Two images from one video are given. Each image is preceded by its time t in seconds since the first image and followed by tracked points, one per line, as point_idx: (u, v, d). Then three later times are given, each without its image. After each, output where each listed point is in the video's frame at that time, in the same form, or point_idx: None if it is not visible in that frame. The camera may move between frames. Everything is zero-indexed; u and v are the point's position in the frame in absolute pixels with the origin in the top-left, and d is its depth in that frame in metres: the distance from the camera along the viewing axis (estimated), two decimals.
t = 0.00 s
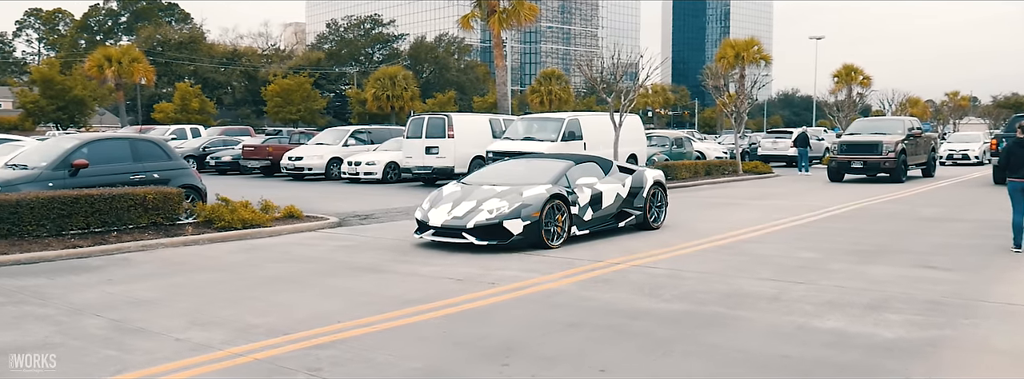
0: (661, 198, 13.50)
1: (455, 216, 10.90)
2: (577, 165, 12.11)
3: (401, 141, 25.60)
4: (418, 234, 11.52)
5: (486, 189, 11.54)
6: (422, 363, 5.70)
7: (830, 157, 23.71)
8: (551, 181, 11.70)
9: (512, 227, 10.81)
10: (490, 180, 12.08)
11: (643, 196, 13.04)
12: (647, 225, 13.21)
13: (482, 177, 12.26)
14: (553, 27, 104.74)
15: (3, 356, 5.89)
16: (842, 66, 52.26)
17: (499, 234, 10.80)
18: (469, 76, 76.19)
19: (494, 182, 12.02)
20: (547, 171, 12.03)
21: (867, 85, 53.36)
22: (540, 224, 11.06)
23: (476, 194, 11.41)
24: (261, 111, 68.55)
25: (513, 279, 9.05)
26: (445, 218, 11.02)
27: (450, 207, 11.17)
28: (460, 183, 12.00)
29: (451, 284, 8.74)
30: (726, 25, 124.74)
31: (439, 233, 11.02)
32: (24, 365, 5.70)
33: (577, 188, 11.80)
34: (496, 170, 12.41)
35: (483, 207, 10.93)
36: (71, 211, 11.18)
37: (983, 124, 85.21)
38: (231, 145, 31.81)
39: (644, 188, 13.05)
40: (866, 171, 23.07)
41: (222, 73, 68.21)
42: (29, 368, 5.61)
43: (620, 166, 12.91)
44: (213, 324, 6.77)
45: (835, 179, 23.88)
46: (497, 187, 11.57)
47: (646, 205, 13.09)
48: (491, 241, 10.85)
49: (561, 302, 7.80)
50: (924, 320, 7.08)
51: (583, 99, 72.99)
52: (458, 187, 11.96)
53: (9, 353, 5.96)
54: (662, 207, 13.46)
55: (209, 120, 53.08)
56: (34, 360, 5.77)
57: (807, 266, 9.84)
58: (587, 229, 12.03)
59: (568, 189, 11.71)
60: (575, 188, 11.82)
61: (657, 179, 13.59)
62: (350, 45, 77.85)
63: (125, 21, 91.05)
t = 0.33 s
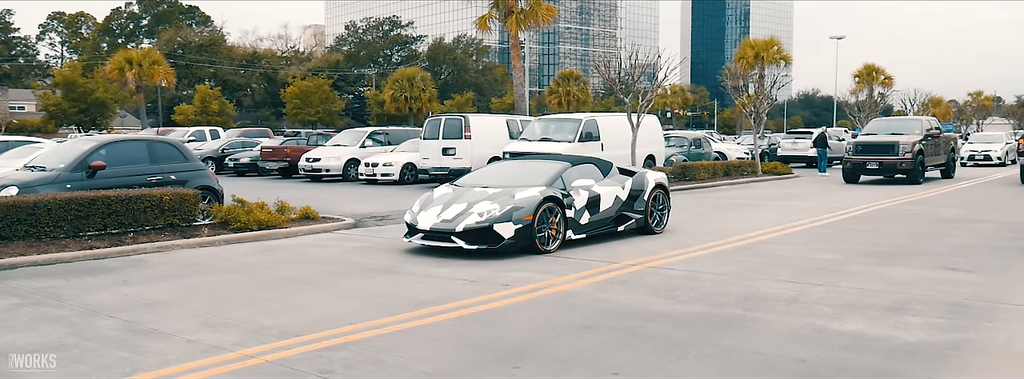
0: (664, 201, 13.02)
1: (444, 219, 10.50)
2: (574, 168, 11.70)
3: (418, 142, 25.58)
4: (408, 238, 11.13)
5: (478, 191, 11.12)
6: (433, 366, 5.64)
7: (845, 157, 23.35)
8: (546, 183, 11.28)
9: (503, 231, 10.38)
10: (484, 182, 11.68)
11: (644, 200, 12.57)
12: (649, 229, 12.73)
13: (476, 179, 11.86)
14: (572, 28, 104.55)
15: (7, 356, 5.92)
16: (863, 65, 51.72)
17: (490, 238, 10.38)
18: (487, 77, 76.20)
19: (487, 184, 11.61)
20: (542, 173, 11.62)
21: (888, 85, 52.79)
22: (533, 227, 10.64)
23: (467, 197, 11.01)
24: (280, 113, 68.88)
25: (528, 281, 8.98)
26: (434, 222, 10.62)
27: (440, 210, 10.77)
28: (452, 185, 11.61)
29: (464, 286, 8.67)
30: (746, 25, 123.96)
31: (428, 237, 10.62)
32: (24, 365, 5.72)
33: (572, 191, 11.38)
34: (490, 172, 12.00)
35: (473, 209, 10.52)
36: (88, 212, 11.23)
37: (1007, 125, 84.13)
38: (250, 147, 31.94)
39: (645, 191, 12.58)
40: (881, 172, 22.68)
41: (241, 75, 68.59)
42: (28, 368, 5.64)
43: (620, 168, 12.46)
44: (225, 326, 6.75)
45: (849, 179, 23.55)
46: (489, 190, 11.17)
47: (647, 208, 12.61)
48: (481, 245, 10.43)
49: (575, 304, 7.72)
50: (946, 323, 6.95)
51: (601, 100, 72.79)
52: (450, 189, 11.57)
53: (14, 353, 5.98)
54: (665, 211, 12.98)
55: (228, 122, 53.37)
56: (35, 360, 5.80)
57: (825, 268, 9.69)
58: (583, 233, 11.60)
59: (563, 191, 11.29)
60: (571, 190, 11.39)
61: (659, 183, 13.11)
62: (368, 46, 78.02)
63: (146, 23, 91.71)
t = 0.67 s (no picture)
0: (657, 203, 12.62)
1: (423, 223, 10.08)
2: (560, 168, 11.30)
3: (428, 142, 25.53)
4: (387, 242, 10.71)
5: (459, 193, 10.71)
6: (437, 367, 5.58)
7: (852, 157, 23.02)
8: (530, 184, 10.86)
9: (484, 235, 9.97)
10: (467, 183, 11.29)
11: (636, 201, 12.16)
12: (642, 232, 12.33)
13: (459, 180, 11.45)
14: (583, 27, 104.35)
15: (8, 357, 5.91)
16: (876, 65, 51.35)
17: (470, 242, 9.95)
18: (498, 77, 76.16)
19: (471, 185, 11.20)
20: (527, 174, 11.23)
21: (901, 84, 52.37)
22: (515, 231, 10.22)
23: (448, 198, 10.60)
24: (291, 113, 68.99)
25: (535, 281, 8.92)
26: (413, 224, 10.20)
27: (419, 212, 10.35)
28: (433, 186, 11.21)
29: (471, 286, 8.62)
30: (758, 24, 123.30)
31: (407, 241, 10.20)
32: (24, 366, 5.71)
33: (558, 192, 10.97)
34: (473, 173, 11.59)
35: (452, 212, 10.10)
36: (97, 213, 11.25)
37: (1022, 124, 83.44)
38: (261, 147, 31.98)
39: (637, 192, 12.18)
40: (889, 172, 22.35)
41: (253, 76, 68.79)
42: (29, 369, 5.63)
43: (610, 169, 12.06)
44: (230, 327, 6.72)
45: (857, 180, 23.25)
46: (471, 191, 10.76)
47: (639, 210, 12.19)
48: (461, 250, 10.00)
49: (582, 304, 7.66)
50: (959, 324, 6.84)
51: (612, 100, 72.60)
52: (431, 190, 11.17)
53: (15, 354, 5.97)
54: (658, 212, 12.57)
55: (240, 122, 53.47)
56: (36, 360, 5.79)
57: (836, 268, 9.58)
58: (570, 236, 11.19)
59: (549, 192, 10.87)
60: (557, 191, 10.98)
61: (652, 183, 12.70)
62: (380, 47, 78.07)
63: (159, 25, 92.15)
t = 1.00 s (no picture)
0: (643, 205, 12.15)
1: (392, 226, 9.57)
2: (538, 169, 10.84)
3: (432, 140, 25.45)
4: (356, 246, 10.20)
5: (432, 195, 10.23)
6: (435, 367, 5.53)
7: (852, 158, 22.61)
8: (506, 187, 10.39)
9: (455, 239, 9.49)
10: (442, 185, 10.80)
11: (620, 203, 11.67)
12: (626, 235, 11.84)
13: (434, 182, 10.96)
14: (589, 26, 104.16)
15: (5, 357, 5.84)
16: (884, 65, 51.09)
17: (441, 247, 9.46)
18: (505, 76, 76.10)
19: (446, 187, 10.72)
20: (504, 175, 10.76)
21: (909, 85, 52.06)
22: (488, 235, 9.74)
23: (420, 200, 10.12)
24: (297, 112, 68.97)
25: (537, 280, 8.84)
26: (382, 228, 9.69)
27: (389, 215, 9.85)
28: (406, 188, 10.72)
29: (472, 285, 8.55)
30: (765, 24, 122.84)
31: (376, 245, 9.69)
32: (23, 366, 5.64)
33: (536, 194, 10.49)
34: (449, 174, 11.12)
35: (423, 215, 9.61)
36: (98, 210, 11.20)
37: None
38: (266, 145, 31.96)
39: (622, 194, 11.69)
40: (890, 174, 21.94)
41: (260, 74, 68.82)
42: (27, 369, 5.57)
43: (594, 169, 11.59)
44: (228, 325, 6.67)
45: (858, 181, 22.85)
46: (444, 193, 10.27)
47: (624, 212, 11.73)
48: (431, 255, 9.50)
49: (584, 305, 7.58)
50: (965, 327, 6.76)
51: (619, 99, 72.44)
52: (404, 192, 10.68)
53: (13, 354, 5.91)
54: (644, 215, 12.10)
55: (246, 120, 53.44)
56: (35, 360, 5.72)
57: (841, 269, 9.49)
58: (549, 240, 10.70)
59: (526, 195, 10.40)
60: (535, 194, 10.49)
61: (639, 184, 12.22)
62: (386, 46, 78.06)
63: (166, 23, 92.29)
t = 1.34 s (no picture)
0: (631, 208, 11.69)
1: (362, 228, 9.11)
2: (518, 169, 10.37)
3: (441, 139, 25.36)
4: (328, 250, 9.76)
5: (407, 196, 9.77)
6: (438, 368, 5.47)
7: (858, 159, 22.26)
8: (483, 187, 9.89)
9: (427, 242, 8.98)
10: (419, 185, 10.33)
11: (607, 205, 11.21)
12: (613, 239, 11.39)
13: (411, 182, 10.50)
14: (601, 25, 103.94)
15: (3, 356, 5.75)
16: (897, 65, 50.73)
17: (412, 252, 8.98)
18: (515, 74, 76.11)
19: (422, 187, 10.26)
20: (483, 175, 10.28)
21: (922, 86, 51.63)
22: (464, 238, 9.23)
23: (394, 201, 9.66)
24: (308, 110, 69.09)
25: (544, 280, 8.79)
26: (352, 230, 9.23)
27: (360, 217, 9.38)
28: (382, 189, 10.28)
29: (478, 285, 8.51)
30: (777, 24, 122.33)
31: (346, 248, 9.23)
32: (24, 365, 5.56)
33: (515, 195, 10.00)
34: (428, 173, 10.67)
35: (394, 217, 9.12)
36: (107, 206, 11.21)
37: None
38: (276, 142, 31.97)
39: (608, 196, 11.23)
40: (896, 176, 21.55)
41: (271, 72, 68.95)
42: (28, 368, 5.48)
43: (579, 170, 11.16)
44: (232, 323, 6.64)
45: (863, 183, 22.53)
46: (419, 194, 9.80)
47: (610, 214, 11.26)
48: (402, 259, 9.01)
49: (591, 305, 7.53)
50: (978, 331, 6.65)
51: (630, 98, 72.21)
52: (379, 192, 10.22)
53: (12, 352, 5.82)
54: (632, 217, 11.65)
55: (258, 118, 53.40)
56: (35, 360, 5.62)
57: (852, 271, 9.39)
58: (530, 243, 10.21)
59: (505, 196, 9.90)
60: (514, 195, 9.99)
61: (627, 186, 11.74)
62: (397, 44, 78.13)
63: (179, 20, 92.64)
